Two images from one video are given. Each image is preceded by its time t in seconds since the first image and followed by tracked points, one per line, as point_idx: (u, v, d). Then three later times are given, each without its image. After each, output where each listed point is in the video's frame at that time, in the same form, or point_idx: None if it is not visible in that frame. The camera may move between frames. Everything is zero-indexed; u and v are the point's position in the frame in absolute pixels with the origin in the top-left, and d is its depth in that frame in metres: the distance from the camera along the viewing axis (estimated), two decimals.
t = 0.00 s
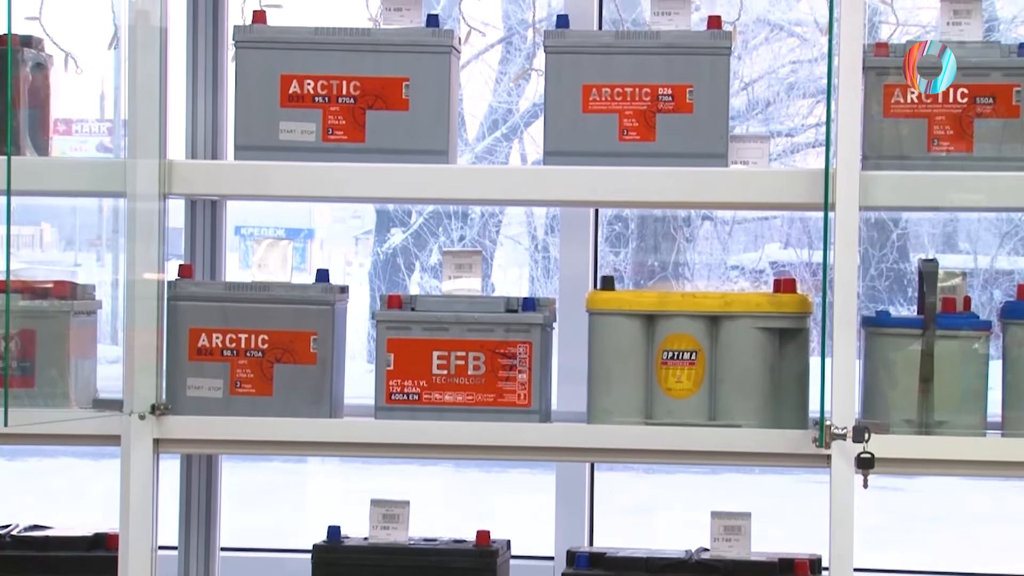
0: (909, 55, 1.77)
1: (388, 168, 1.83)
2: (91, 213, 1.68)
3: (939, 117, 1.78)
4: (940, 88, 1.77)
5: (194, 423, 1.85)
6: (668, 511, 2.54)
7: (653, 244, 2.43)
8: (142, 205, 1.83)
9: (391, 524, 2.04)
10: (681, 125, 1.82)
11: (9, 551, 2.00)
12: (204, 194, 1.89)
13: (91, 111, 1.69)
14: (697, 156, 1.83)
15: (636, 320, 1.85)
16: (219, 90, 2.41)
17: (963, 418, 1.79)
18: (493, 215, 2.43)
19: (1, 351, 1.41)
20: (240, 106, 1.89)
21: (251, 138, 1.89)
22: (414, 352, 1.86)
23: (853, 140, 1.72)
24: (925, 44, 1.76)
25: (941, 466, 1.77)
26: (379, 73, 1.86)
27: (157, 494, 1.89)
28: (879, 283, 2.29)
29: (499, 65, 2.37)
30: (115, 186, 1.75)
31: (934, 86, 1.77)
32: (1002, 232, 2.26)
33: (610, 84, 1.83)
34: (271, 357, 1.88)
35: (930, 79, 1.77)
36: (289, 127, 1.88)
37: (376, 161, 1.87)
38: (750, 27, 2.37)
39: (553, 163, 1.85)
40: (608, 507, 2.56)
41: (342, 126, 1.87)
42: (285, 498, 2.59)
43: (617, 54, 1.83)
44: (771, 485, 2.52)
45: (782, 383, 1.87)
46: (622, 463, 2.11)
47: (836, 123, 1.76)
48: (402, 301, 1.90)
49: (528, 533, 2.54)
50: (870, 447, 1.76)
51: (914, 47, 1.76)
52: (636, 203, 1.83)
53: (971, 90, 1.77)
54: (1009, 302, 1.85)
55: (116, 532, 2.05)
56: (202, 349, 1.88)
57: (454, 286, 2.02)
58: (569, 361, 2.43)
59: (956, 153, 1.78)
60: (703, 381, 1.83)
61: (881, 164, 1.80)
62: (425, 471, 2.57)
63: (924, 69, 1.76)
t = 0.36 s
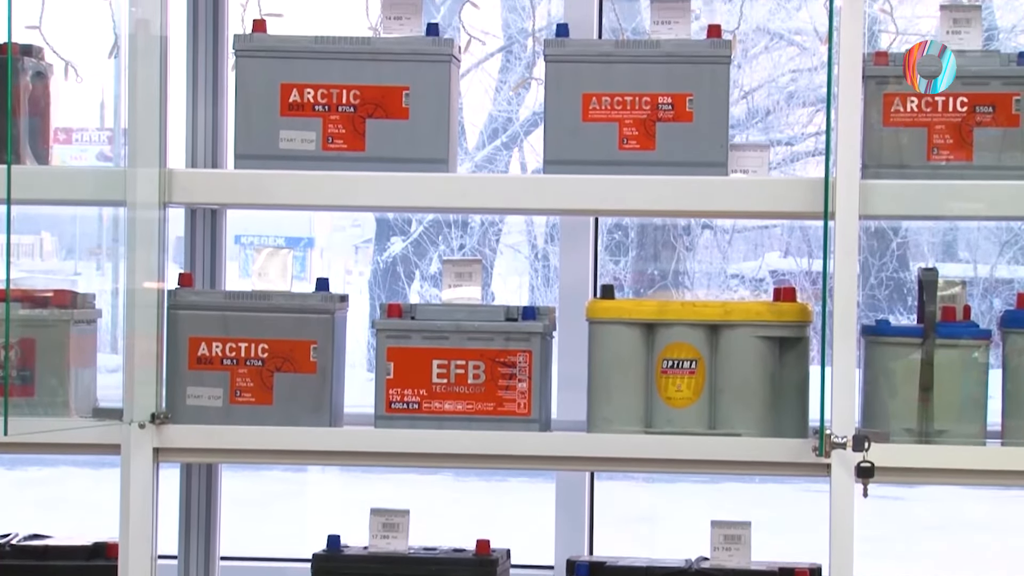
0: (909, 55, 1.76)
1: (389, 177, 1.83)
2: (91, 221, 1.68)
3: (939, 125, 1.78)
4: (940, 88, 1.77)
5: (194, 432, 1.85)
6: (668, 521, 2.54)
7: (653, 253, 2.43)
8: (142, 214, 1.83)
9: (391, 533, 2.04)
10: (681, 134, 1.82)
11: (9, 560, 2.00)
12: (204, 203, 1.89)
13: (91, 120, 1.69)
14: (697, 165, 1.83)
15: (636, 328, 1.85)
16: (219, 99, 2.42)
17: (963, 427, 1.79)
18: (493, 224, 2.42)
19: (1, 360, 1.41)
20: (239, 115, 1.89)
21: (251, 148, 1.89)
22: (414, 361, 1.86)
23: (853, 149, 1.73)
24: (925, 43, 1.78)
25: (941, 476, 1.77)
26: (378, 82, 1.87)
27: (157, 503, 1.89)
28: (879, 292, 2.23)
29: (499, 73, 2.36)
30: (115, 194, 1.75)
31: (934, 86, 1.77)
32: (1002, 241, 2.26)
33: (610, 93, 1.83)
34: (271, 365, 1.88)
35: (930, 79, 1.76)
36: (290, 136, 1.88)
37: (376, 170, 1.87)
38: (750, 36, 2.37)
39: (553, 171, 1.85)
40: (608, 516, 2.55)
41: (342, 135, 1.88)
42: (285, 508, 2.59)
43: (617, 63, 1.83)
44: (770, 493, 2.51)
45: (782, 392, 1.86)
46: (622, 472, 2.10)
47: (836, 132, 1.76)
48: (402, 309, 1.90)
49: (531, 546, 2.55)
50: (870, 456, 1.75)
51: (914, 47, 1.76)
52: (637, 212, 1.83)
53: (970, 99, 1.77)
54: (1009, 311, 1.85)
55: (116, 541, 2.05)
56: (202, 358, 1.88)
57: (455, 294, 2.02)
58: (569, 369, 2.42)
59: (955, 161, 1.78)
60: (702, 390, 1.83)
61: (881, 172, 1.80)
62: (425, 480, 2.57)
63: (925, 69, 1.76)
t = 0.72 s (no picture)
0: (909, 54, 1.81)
1: (390, 201, 1.83)
2: (91, 245, 1.69)
3: (938, 150, 1.78)
4: (940, 88, 1.78)
5: (194, 456, 1.84)
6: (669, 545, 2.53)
7: (653, 277, 2.42)
8: (142, 238, 1.83)
9: (391, 557, 2.07)
10: (681, 158, 1.83)
11: None
12: (205, 227, 1.89)
13: (91, 144, 1.70)
14: (697, 189, 1.83)
15: (636, 352, 1.84)
16: (219, 122, 2.41)
17: (963, 451, 1.78)
18: (493, 247, 2.42)
19: (1, 384, 1.42)
20: (239, 139, 1.89)
21: (251, 171, 1.90)
22: (414, 385, 1.85)
23: (853, 173, 1.73)
24: (926, 43, 1.82)
25: (940, 500, 1.77)
26: (378, 105, 1.87)
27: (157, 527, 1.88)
28: (879, 316, 2.23)
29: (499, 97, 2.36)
30: (116, 218, 1.75)
31: (934, 86, 1.78)
32: (1001, 265, 2.24)
33: (610, 117, 1.84)
34: (271, 389, 1.88)
35: (930, 78, 1.79)
36: (290, 159, 1.89)
37: (376, 194, 1.87)
38: (750, 60, 2.34)
39: (553, 195, 1.85)
40: (608, 541, 2.54)
41: (342, 158, 1.88)
42: (283, 532, 2.58)
43: (617, 87, 1.84)
44: (771, 518, 2.50)
45: (782, 417, 1.86)
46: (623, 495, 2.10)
47: (835, 156, 1.76)
48: (401, 333, 1.89)
49: (528, 566, 2.52)
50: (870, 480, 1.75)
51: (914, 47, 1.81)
52: (637, 236, 1.83)
53: (970, 123, 1.77)
54: (1009, 335, 1.85)
55: (116, 564, 2.04)
56: (202, 382, 1.88)
57: (455, 318, 2.02)
58: (569, 394, 2.40)
59: (955, 185, 1.79)
60: (703, 415, 1.82)
61: (881, 196, 1.81)
62: (425, 504, 2.56)
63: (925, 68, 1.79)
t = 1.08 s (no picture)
0: (909, 57, 1.88)
1: (391, 228, 1.84)
2: (91, 272, 1.69)
3: (938, 177, 1.79)
4: (941, 88, 1.84)
5: (194, 483, 1.83)
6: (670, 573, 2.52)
7: (652, 304, 2.40)
8: (142, 265, 1.82)
9: None
10: (681, 185, 1.83)
11: None
12: (206, 254, 1.89)
13: (91, 172, 1.71)
14: (697, 216, 1.84)
15: (636, 379, 1.84)
16: (221, 151, 2.39)
17: (964, 478, 1.78)
18: (493, 274, 2.41)
19: (2, 411, 1.43)
20: (240, 166, 1.90)
21: (252, 199, 1.90)
22: (414, 411, 1.85)
23: (852, 200, 1.74)
24: (925, 45, 1.88)
25: (941, 528, 1.76)
26: (379, 133, 1.88)
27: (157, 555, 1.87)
28: (879, 343, 2.17)
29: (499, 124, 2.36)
30: (116, 245, 1.75)
31: (934, 87, 1.84)
32: (1000, 291, 2.25)
33: (610, 144, 1.84)
34: (271, 416, 1.87)
35: (930, 80, 1.85)
36: (291, 187, 1.89)
37: (377, 221, 1.88)
38: (749, 88, 2.33)
39: (553, 222, 1.86)
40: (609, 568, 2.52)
41: (343, 186, 1.89)
42: (283, 560, 2.57)
43: (617, 114, 1.84)
44: (773, 545, 2.49)
45: (783, 444, 1.86)
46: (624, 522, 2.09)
47: (835, 182, 1.77)
48: (401, 360, 1.90)
49: None
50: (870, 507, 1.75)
51: (914, 50, 1.88)
52: (637, 263, 1.84)
53: (969, 151, 1.78)
54: (1009, 362, 1.85)
55: None
56: (202, 409, 1.88)
57: (455, 344, 2.02)
58: (568, 421, 2.39)
59: (955, 213, 1.79)
60: (703, 441, 1.82)
61: (881, 224, 1.81)
62: (425, 532, 2.54)
63: (925, 69, 1.86)
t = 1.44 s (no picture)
0: (909, 56, 1.85)
1: (390, 244, 1.84)
2: (91, 288, 1.70)
3: (938, 194, 1.79)
4: (940, 88, 1.84)
5: (193, 500, 1.83)
6: None
7: (652, 319, 2.39)
8: (142, 281, 1.82)
9: None
10: (681, 202, 1.84)
11: None
12: (206, 270, 1.88)
13: (91, 188, 1.72)
14: (697, 232, 1.84)
15: (635, 396, 1.84)
16: (220, 166, 2.40)
17: (963, 494, 1.78)
18: (492, 290, 2.39)
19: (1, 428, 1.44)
20: (241, 182, 1.90)
21: (252, 215, 1.90)
22: (414, 428, 1.85)
23: (852, 217, 1.75)
24: (926, 44, 1.84)
25: (941, 545, 1.76)
26: (379, 149, 1.88)
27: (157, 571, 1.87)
28: (879, 357, 2.18)
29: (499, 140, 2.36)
30: (116, 262, 1.76)
31: (934, 87, 1.84)
32: (1000, 308, 2.19)
33: (609, 160, 1.84)
34: (271, 432, 1.87)
35: (930, 79, 1.84)
36: (291, 203, 1.89)
37: (377, 238, 1.88)
38: (749, 104, 2.33)
39: (552, 238, 1.86)
40: None
41: (342, 202, 1.89)
42: None
43: (617, 130, 1.84)
44: (774, 562, 2.48)
45: (782, 460, 1.86)
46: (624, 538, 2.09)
47: (835, 198, 1.77)
48: (401, 375, 1.90)
49: None
50: (870, 524, 1.75)
51: (914, 49, 1.85)
52: (637, 279, 1.84)
53: (968, 167, 1.78)
54: (1009, 378, 1.85)
55: None
56: (201, 425, 1.87)
57: (454, 360, 2.02)
58: (568, 437, 2.39)
59: (955, 229, 1.80)
60: (703, 458, 1.82)
61: (881, 240, 1.81)
62: (425, 548, 2.54)
63: (925, 70, 1.84)
